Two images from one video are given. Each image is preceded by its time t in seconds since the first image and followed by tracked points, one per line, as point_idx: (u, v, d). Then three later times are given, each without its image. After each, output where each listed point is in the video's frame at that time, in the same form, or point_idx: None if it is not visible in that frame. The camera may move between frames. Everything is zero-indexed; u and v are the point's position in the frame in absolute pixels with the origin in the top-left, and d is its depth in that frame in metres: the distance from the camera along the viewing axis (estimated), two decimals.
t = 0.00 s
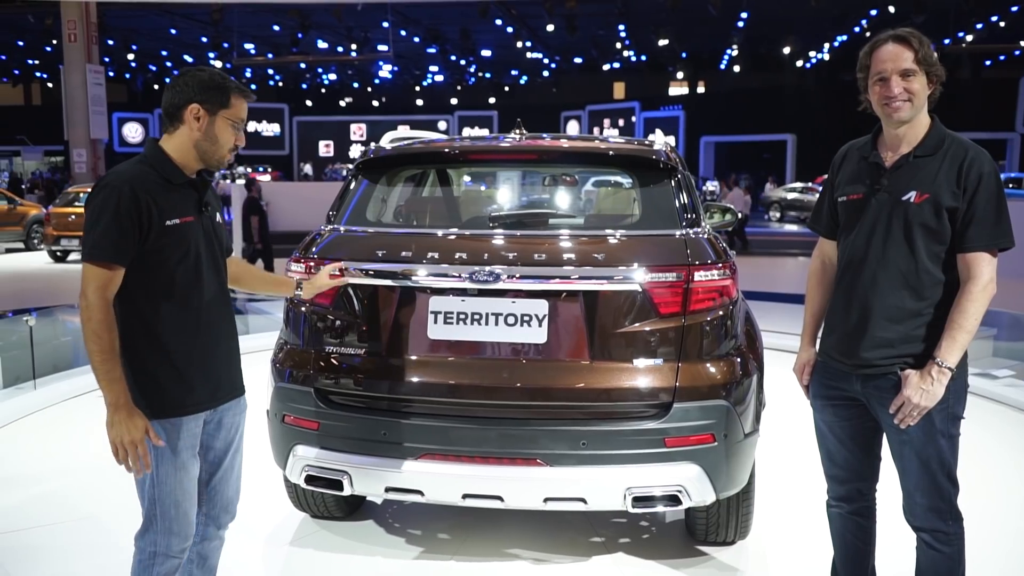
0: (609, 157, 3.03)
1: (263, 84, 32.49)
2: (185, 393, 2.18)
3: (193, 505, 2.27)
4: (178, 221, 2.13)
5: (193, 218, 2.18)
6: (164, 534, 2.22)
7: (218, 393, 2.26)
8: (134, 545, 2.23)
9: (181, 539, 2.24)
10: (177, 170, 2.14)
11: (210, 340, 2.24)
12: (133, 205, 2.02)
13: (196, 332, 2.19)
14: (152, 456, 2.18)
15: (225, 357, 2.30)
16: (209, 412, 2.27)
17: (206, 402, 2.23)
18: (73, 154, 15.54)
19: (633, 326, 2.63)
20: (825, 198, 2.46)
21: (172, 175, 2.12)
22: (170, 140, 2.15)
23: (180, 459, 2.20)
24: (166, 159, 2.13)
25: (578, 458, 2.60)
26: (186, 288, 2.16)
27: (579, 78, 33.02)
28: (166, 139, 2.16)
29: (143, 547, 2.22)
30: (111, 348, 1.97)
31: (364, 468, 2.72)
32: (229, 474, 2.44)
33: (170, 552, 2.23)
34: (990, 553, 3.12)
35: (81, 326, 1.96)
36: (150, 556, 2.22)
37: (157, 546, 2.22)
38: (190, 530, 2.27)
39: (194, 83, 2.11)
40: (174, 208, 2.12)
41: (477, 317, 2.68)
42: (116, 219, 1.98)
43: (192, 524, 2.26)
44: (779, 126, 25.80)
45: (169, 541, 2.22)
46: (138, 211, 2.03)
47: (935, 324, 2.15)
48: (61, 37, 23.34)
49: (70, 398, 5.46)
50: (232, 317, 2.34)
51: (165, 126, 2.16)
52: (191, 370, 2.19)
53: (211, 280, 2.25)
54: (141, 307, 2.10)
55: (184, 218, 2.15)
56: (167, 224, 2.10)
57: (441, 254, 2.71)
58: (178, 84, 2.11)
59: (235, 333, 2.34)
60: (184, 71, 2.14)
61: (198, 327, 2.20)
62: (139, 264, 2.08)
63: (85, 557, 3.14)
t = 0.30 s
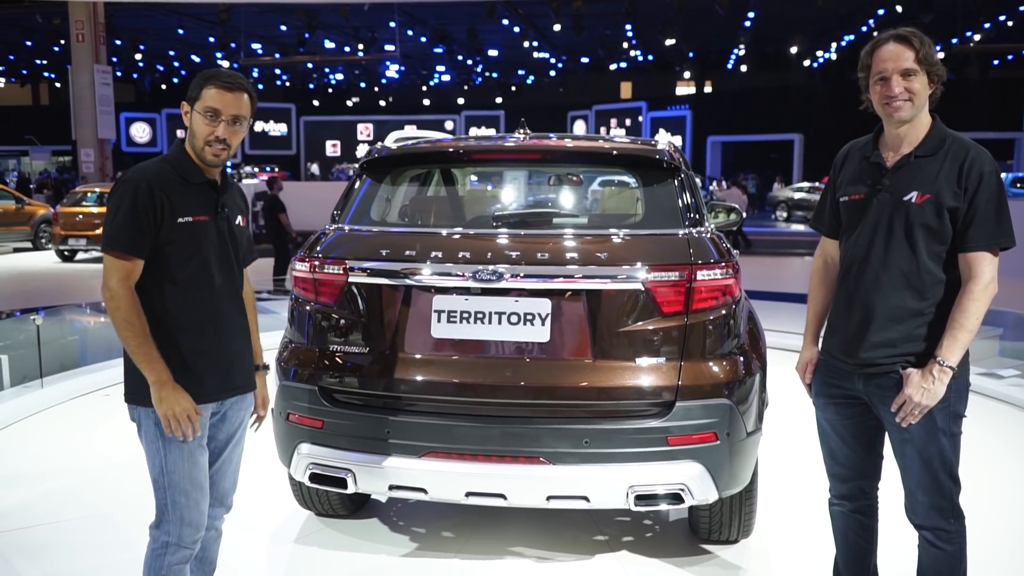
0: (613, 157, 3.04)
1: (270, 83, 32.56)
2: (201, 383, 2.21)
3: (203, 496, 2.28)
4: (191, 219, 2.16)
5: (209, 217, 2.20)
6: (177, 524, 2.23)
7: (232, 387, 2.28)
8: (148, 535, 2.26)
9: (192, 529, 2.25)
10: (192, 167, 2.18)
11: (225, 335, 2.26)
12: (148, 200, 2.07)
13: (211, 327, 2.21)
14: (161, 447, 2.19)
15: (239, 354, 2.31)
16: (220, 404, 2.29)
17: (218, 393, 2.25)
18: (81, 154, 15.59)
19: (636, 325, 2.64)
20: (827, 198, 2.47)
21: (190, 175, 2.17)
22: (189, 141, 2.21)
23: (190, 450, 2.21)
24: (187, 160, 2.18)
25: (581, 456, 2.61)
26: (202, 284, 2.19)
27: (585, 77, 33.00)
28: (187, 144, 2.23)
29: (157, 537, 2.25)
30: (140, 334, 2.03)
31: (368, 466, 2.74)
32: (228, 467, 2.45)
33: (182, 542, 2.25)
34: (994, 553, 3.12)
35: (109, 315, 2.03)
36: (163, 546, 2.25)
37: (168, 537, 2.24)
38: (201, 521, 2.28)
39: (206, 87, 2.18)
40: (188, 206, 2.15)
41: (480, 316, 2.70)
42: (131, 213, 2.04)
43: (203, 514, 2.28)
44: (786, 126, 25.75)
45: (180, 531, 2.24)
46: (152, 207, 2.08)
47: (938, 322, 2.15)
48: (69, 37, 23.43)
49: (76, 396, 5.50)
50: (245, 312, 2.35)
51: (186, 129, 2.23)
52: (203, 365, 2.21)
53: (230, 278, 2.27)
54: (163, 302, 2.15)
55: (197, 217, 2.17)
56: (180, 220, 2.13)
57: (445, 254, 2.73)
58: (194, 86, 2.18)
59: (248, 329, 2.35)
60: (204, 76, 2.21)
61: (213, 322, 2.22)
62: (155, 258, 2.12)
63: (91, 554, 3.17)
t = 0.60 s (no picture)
0: (615, 156, 3.04)
1: (275, 83, 32.65)
2: (195, 377, 2.22)
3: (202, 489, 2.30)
4: (190, 217, 2.18)
5: (210, 216, 2.21)
6: (175, 515, 2.25)
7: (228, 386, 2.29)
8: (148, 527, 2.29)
9: (191, 521, 2.28)
10: (201, 169, 2.21)
11: (224, 332, 2.27)
12: (147, 195, 2.12)
13: (206, 323, 2.23)
14: (158, 438, 2.22)
15: (240, 352, 2.31)
16: (217, 400, 2.30)
17: (213, 389, 2.25)
18: (86, 153, 15.65)
19: (638, 323, 2.65)
20: (828, 197, 2.47)
21: (197, 176, 2.20)
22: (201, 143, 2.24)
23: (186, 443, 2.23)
24: (197, 161, 2.22)
25: (581, 455, 2.62)
26: (200, 281, 2.21)
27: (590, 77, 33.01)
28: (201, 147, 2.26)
29: (156, 529, 2.27)
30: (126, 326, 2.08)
31: (369, 464, 2.75)
32: (230, 463, 2.46)
33: (179, 534, 2.27)
34: (996, 552, 3.11)
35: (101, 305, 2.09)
36: (161, 538, 2.27)
37: (167, 529, 2.26)
38: (200, 513, 2.30)
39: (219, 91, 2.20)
40: (188, 204, 2.18)
41: (482, 314, 2.71)
42: (128, 208, 2.09)
43: (202, 507, 2.30)
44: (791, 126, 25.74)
45: (178, 523, 2.26)
46: (151, 204, 2.13)
47: (935, 322, 2.16)
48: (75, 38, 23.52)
49: (80, 396, 5.55)
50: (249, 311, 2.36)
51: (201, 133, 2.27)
52: (197, 361, 2.23)
53: (233, 275, 2.27)
54: (160, 296, 2.18)
55: (198, 215, 2.20)
56: (177, 217, 2.17)
57: (446, 252, 2.74)
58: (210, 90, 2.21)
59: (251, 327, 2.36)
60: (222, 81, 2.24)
61: (208, 320, 2.23)
62: (153, 253, 2.17)
63: (95, 551, 3.19)
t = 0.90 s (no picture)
0: (616, 155, 3.04)
1: (279, 83, 32.72)
2: (202, 373, 2.23)
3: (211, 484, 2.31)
4: (196, 216, 2.20)
5: (214, 215, 2.23)
6: (186, 511, 2.26)
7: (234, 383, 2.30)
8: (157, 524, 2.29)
9: (201, 517, 2.28)
10: (202, 169, 2.21)
11: (230, 329, 2.29)
12: (151, 199, 2.13)
13: (211, 321, 2.24)
14: (165, 438, 2.24)
15: (247, 347, 2.33)
16: (223, 396, 2.31)
17: (220, 384, 2.27)
18: (91, 153, 15.67)
19: (639, 321, 2.65)
20: (828, 195, 2.47)
21: (197, 175, 2.20)
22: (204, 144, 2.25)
23: (195, 439, 2.24)
24: (198, 160, 2.22)
25: (581, 452, 2.63)
26: (203, 280, 2.22)
27: (594, 76, 33.03)
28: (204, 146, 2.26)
29: (165, 526, 2.27)
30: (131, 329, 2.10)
31: (370, 461, 2.76)
32: (235, 458, 2.46)
33: (190, 531, 2.27)
34: (996, 551, 3.11)
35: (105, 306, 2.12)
36: (171, 534, 2.27)
37: (177, 525, 2.26)
38: (209, 510, 2.30)
39: (222, 90, 2.19)
40: (191, 203, 2.19)
41: (483, 312, 2.71)
42: (134, 209, 2.10)
43: (211, 502, 2.30)
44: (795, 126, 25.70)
45: (188, 519, 2.27)
46: (156, 204, 2.14)
47: (936, 319, 2.16)
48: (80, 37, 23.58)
49: (82, 394, 5.56)
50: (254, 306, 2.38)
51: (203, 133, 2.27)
52: (204, 357, 2.24)
53: (238, 270, 2.29)
54: (163, 297, 2.21)
55: (202, 215, 2.21)
56: (183, 217, 2.18)
57: (447, 251, 2.75)
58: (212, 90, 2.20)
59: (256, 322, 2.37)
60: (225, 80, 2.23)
61: (214, 317, 2.25)
62: (157, 254, 2.19)
63: (98, 548, 3.21)
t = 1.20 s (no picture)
0: (617, 154, 3.05)
1: (283, 83, 32.79)
2: (207, 372, 2.24)
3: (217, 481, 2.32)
4: (198, 217, 2.21)
5: (215, 215, 2.24)
6: (192, 509, 2.28)
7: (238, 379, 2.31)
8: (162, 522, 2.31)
9: (208, 514, 2.30)
10: (202, 170, 2.21)
11: (234, 327, 2.30)
12: (154, 201, 2.12)
13: (214, 320, 2.25)
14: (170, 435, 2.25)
15: (248, 344, 2.35)
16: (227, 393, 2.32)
17: (224, 382, 2.28)
18: (96, 153, 15.70)
19: (639, 320, 2.66)
20: (828, 193, 2.48)
21: (197, 175, 2.20)
22: (205, 147, 2.24)
23: (201, 436, 2.26)
24: (197, 161, 2.21)
25: (582, 450, 2.64)
26: (205, 277, 2.23)
27: (598, 76, 33.04)
28: (205, 147, 2.24)
29: (171, 522, 2.29)
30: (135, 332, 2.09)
31: (372, 459, 2.77)
32: (236, 453, 2.48)
33: (196, 527, 2.29)
34: (996, 551, 3.11)
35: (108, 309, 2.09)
36: (177, 531, 2.29)
37: (183, 522, 2.28)
38: (215, 506, 2.32)
39: (231, 96, 2.18)
40: (194, 205, 2.20)
41: (483, 311, 2.72)
42: (137, 211, 2.09)
43: (218, 498, 2.32)
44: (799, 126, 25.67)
45: (196, 516, 2.29)
46: (158, 205, 2.13)
47: (935, 318, 2.16)
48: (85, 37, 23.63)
49: (84, 393, 5.56)
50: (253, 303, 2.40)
51: (203, 134, 2.26)
52: (209, 356, 2.25)
53: (238, 268, 2.31)
54: (167, 298, 2.20)
55: (203, 216, 2.22)
56: (186, 219, 2.18)
57: (447, 250, 2.76)
58: (219, 94, 2.19)
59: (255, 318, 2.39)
60: (230, 84, 2.22)
61: (217, 316, 2.26)
62: (160, 255, 2.18)
63: (103, 545, 3.23)
